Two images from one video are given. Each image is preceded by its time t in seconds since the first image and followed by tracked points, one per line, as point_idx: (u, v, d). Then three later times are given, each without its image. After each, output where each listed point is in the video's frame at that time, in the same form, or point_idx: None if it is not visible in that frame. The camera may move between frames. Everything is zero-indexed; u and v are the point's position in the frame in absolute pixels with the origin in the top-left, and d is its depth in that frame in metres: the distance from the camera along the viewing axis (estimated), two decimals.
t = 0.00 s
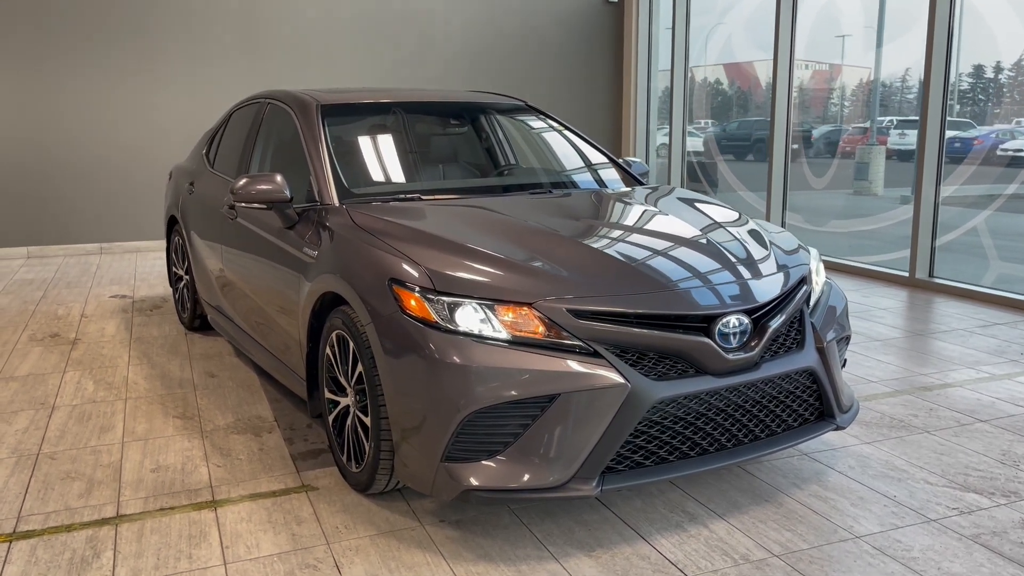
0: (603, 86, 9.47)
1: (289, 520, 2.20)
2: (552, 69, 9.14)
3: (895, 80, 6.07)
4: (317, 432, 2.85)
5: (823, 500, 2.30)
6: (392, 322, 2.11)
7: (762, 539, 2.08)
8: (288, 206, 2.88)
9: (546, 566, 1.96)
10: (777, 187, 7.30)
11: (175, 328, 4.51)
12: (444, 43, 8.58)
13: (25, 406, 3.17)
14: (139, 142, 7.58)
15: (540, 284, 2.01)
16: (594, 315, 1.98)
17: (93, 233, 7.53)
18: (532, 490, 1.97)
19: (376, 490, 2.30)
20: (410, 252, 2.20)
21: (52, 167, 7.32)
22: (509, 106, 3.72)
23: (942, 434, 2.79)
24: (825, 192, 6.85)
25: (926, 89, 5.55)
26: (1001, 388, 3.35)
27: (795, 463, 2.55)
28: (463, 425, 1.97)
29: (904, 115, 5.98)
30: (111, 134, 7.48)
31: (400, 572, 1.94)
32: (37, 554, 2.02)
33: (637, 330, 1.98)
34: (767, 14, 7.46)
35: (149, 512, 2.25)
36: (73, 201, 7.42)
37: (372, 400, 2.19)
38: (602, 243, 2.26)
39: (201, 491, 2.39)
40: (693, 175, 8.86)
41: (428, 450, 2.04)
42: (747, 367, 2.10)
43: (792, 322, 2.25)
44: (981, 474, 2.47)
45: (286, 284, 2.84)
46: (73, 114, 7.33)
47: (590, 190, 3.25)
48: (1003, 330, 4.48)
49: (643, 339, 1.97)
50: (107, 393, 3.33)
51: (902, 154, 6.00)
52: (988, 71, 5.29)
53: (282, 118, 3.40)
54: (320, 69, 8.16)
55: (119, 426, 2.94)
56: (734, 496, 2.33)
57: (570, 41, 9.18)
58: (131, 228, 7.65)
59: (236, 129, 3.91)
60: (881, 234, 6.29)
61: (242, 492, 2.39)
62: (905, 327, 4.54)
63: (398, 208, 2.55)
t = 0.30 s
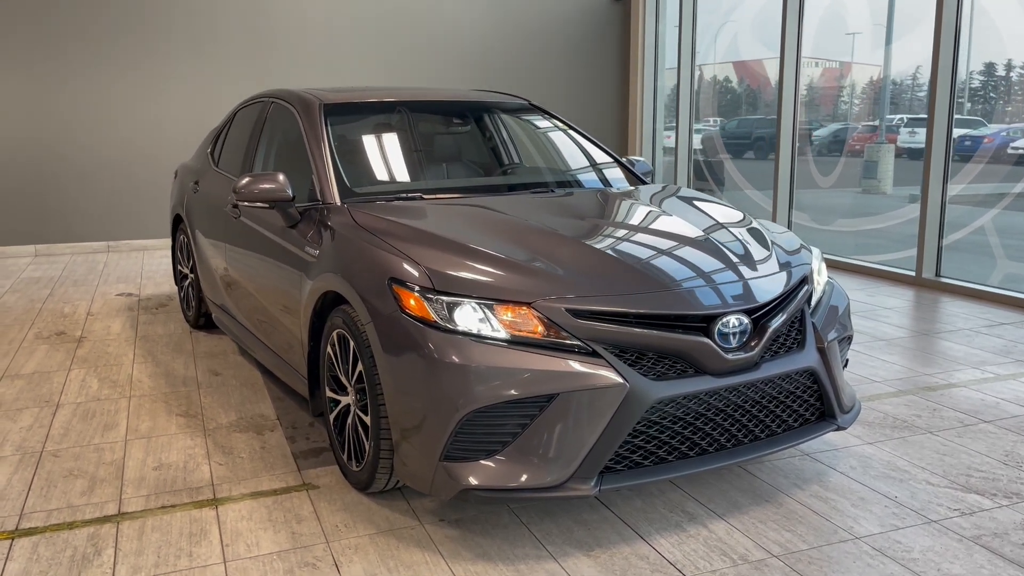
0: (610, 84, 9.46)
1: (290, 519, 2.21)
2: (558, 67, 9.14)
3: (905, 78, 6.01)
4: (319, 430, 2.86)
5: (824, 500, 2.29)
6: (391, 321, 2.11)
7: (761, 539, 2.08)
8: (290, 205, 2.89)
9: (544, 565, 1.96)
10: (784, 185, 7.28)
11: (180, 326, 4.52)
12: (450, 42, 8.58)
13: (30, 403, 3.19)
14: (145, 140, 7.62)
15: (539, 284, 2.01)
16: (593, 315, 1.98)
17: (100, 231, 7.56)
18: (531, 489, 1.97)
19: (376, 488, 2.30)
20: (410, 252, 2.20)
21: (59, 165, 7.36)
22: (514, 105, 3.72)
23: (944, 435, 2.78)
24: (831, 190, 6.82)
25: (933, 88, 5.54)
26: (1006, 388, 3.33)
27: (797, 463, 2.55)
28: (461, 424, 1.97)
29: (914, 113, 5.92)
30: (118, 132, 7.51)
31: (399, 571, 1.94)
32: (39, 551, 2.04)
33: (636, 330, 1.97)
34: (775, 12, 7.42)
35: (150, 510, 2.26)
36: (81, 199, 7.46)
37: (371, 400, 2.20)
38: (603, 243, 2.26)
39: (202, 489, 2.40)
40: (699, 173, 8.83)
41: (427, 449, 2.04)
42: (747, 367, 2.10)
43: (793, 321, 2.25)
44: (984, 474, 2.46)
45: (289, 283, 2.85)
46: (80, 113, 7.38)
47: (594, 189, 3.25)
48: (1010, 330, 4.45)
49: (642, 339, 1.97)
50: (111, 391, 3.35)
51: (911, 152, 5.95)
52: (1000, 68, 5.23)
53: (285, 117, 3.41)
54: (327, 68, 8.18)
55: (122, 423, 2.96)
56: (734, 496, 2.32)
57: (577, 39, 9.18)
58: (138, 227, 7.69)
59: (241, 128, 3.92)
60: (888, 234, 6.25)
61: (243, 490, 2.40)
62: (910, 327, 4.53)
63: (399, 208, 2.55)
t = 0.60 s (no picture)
0: (615, 84, 9.44)
1: (285, 518, 2.22)
2: (562, 66, 9.12)
3: (915, 76, 5.92)
4: (317, 430, 2.87)
5: (819, 501, 2.29)
6: (385, 321, 2.11)
7: (755, 541, 2.07)
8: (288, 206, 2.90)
9: (537, 566, 1.97)
10: (788, 185, 7.26)
11: (183, 326, 4.54)
12: (455, 41, 8.58)
13: (31, 402, 3.21)
14: (151, 140, 7.65)
15: (533, 284, 2.01)
16: (586, 315, 1.98)
17: (106, 230, 7.60)
18: (524, 490, 1.97)
19: (371, 488, 2.31)
20: (404, 252, 2.20)
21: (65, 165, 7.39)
22: (516, 106, 3.73)
23: (943, 436, 2.77)
24: (836, 189, 6.79)
25: (938, 89, 5.51)
26: (1007, 390, 3.31)
27: (793, 464, 2.54)
28: (454, 424, 1.98)
29: (924, 113, 5.82)
30: (124, 132, 7.55)
31: (391, 571, 1.95)
32: (36, 549, 2.05)
33: (629, 330, 1.97)
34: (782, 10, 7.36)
35: (146, 509, 2.27)
36: (86, 199, 7.49)
37: (366, 399, 2.20)
38: (598, 243, 2.25)
39: (199, 488, 2.41)
40: (704, 173, 8.81)
41: (420, 450, 2.04)
42: (741, 368, 2.09)
43: (788, 323, 2.24)
44: (982, 476, 2.44)
45: (287, 283, 2.86)
46: (86, 113, 7.41)
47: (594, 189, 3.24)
48: (1014, 330, 4.43)
49: (635, 340, 1.97)
50: (112, 390, 3.36)
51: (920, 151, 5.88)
52: (1012, 67, 5.15)
53: (285, 118, 3.42)
54: (331, 68, 8.20)
55: (121, 422, 2.98)
56: (729, 497, 2.32)
57: (582, 38, 9.16)
58: (144, 226, 7.72)
59: (242, 128, 3.93)
60: (894, 233, 6.21)
61: (239, 490, 2.40)
62: (914, 327, 4.50)
63: (396, 208, 2.56)
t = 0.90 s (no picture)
0: (619, 84, 9.42)
1: (278, 518, 2.22)
2: (566, 66, 9.11)
3: (924, 76, 5.83)
4: (314, 430, 2.87)
5: (815, 504, 2.27)
6: (378, 321, 2.11)
7: (749, 543, 2.06)
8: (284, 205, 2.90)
9: (528, 567, 1.96)
10: (792, 185, 7.23)
11: (184, 325, 4.55)
12: (458, 41, 8.58)
13: (30, 401, 3.22)
14: (155, 139, 7.67)
15: (526, 285, 2.01)
16: (579, 315, 1.97)
17: (110, 229, 7.62)
18: (516, 491, 1.96)
19: (365, 488, 2.30)
20: (398, 252, 2.20)
21: (69, 165, 7.42)
22: (517, 106, 3.72)
23: (942, 438, 2.75)
24: (840, 189, 6.76)
25: (942, 89, 5.48)
26: (1009, 391, 3.29)
27: (790, 466, 2.53)
28: (445, 424, 1.97)
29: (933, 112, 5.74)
30: (127, 132, 7.57)
31: (382, 572, 1.94)
32: (28, 548, 2.05)
33: (622, 331, 1.96)
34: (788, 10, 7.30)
35: (140, 508, 2.27)
36: (90, 198, 7.52)
37: (359, 399, 2.20)
38: (593, 243, 2.24)
39: (193, 488, 2.41)
40: (708, 173, 8.78)
41: (412, 450, 2.04)
42: (735, 369, 2.08)
43: (783, 323, 2.22)
44: (980, 479, 2.42)
45: (284, 282, 2.86)
46: (91, 112, 7.44)
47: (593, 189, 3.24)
48: (1018, 331, 4.40)
49: (628, 340, 1.96)
50: (111, 389, 3.37)
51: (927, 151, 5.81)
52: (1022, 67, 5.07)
53: (284, 117, 3.42)
54: (335, 67, 8.20)
55: (119, 422, 2.98)
56: (725, 499, 2.31)
57: (585, 38, 9.14)
58: (147, 225, 7.74)
59: (242, 128, 3.93)
60: (899, 234, 6.17)
61: (234, 489, 2.40)
62: (917, 329, 4.47)
63: (391, 208, 2.55)
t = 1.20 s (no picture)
0: (623, 84, 9.39)
1: (270, 519, 2.21)
2: (569, 67, 9.09)
3: (931, 77, 5.76)
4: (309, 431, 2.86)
5: (810, 507, 2.26)
6: (370, 322, 2.10)
7: (742, 546, 2.05)
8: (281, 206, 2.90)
9: (519, 569, 1.95)
10: (796, 186, 7.19)
11: (184, 325, 4.55)
12: (461, 42, 8.57)
13: (28, 400, 3.22)
14: (158, 139, 7.69)
15: (519, 286, 2.00)
16: (571, 317, 1.96)
17: (114, 229, 7.64)
18: (507, 493, 1.95)
19: (358, 490, 2.30)
20: (391, 253, 2.19)
21: (73, 165, 7.44)
22: (517, 106, 3.71)
23: (941, 442, 2.73)
24: (844, 191, 6.73)
25: (944, 89, 5.46)
26: (1010, 394, 3.26)
27: (786, 468, 2.51)
28: (437, 426, 1.96)
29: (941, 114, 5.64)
30: (131, 132, 7.59)
31: (373, 573, 1.94)
32: (20, 548, 2.05)
33: (615, 333, 1.95)
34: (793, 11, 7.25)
35: (134, 508, 2.28)
36: (94, 198, 7.54)
37: (352, 400, 2.19)
38: (588, 244, 2.23)
39: (187, 488, 2.41)
40: (712, 174, 8.74)
41: (403, 451, 2.03)
42: (728, 371, 2.06)
43: (778, 325, 2.21)
44: (978, 482, 2.40)
45: (280, 283, 2.86)
46: (95, 113, 7.46)
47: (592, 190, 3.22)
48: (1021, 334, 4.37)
49: (620, 342, 1.95)
50: (110, 389, 3.38)
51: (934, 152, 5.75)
52: None
53: (282, 118, 3.42)
54: (338, 68, 8.21)
55: (115, 422, 2.98)
56: (719, 502, 2.29)
57: (589, 38, 9.13)
58: (151, 226, 7.76)
59: (241, 128, 3.94)
60: (903, 236, 6.14)
61: (228, 490, 2.40)
62: (920, 331, 4.45)
63: (387, 209, 2.55)
